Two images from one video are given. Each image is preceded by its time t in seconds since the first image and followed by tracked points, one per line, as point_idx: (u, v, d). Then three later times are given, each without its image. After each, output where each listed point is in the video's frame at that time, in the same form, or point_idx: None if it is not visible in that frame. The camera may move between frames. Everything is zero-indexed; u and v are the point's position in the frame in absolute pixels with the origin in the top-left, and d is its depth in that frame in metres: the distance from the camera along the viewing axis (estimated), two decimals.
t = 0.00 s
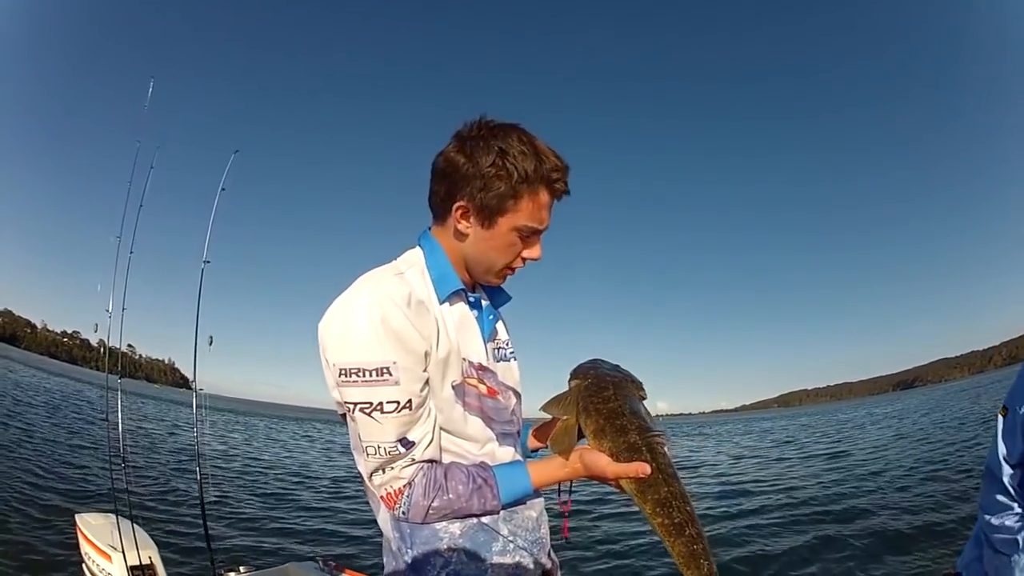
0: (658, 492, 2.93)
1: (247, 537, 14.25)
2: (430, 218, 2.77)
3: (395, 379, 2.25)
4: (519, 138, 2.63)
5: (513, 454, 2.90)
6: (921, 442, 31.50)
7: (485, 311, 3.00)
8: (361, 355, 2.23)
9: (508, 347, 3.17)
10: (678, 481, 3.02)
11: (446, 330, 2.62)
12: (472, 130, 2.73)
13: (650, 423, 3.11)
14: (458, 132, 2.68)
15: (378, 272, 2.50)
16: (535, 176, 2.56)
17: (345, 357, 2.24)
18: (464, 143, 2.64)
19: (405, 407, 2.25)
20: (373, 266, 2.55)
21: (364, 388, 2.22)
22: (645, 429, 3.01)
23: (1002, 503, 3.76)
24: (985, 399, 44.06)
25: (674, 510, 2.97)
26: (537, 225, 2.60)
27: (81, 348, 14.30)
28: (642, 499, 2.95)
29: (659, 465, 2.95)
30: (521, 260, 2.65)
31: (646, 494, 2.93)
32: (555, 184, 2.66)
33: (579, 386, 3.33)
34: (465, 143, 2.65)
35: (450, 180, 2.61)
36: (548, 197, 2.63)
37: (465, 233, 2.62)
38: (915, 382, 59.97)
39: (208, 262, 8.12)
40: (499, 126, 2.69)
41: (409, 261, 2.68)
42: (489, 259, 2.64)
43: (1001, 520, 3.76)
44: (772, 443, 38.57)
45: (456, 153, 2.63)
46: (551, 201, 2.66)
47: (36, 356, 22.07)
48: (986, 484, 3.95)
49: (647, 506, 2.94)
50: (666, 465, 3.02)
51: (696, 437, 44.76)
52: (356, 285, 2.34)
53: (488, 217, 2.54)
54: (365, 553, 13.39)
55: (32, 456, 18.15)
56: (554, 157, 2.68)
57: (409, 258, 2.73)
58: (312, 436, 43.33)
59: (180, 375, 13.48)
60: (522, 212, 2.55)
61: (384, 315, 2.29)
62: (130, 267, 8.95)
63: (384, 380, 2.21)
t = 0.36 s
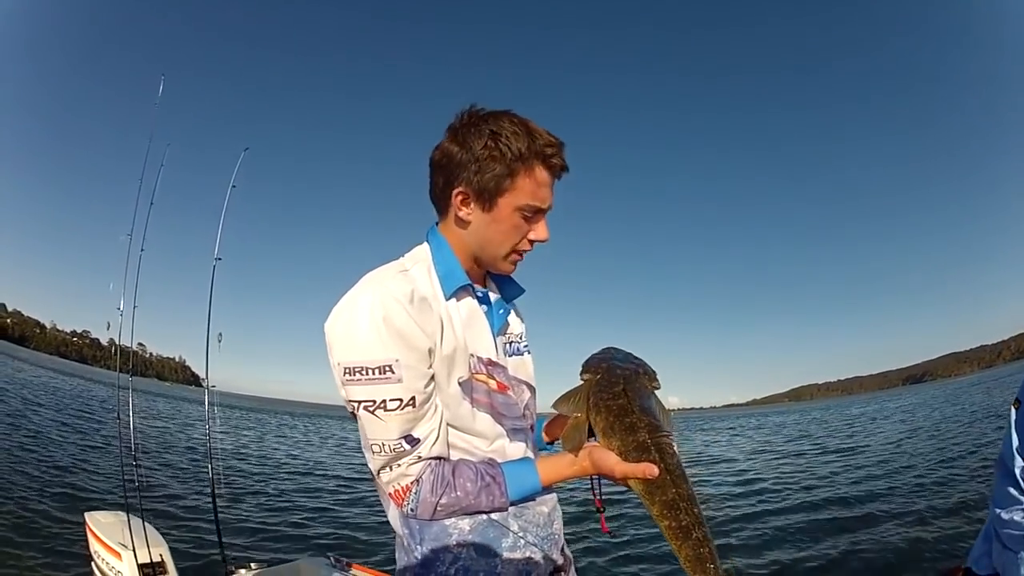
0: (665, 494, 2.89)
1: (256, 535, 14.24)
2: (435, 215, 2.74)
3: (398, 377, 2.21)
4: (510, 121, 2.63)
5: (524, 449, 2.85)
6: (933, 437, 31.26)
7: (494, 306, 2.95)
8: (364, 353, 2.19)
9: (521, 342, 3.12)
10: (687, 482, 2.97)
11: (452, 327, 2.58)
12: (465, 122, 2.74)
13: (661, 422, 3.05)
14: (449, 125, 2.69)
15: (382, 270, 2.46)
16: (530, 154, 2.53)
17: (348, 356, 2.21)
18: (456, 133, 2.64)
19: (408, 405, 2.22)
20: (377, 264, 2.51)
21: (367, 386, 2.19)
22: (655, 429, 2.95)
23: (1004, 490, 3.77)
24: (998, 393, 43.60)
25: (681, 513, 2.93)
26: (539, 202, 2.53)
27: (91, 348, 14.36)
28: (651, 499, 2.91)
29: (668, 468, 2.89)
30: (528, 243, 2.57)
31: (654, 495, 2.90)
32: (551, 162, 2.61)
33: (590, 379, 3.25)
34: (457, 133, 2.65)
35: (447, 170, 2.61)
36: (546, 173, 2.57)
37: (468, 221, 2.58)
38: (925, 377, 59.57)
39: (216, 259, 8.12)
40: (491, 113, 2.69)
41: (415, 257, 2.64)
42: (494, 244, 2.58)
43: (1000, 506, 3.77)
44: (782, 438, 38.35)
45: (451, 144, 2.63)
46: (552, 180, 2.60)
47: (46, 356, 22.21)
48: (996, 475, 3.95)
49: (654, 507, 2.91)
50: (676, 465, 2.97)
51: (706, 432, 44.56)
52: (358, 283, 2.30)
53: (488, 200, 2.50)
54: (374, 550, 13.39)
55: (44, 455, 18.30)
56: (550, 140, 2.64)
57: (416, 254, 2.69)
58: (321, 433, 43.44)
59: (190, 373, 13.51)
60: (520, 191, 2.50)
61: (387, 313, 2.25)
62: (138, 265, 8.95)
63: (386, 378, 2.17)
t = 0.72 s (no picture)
0: (651, 501, 2.89)
1: (253, 530, 14.19)
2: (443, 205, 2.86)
3: (388, 362, 2.17)
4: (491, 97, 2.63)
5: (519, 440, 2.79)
6: (932, 436, 31.20)
7: (494, 294, 2.91)
8: (354, 337, 2.16)
9: (523, 332, 3.07)
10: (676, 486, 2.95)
11: (446, 313, 2.54)
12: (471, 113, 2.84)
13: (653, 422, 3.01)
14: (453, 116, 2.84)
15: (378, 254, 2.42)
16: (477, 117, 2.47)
17: (340, 338, 2.17)
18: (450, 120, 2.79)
19: (397, 391, 2.18)
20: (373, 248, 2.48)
21: (358, 370, 2.15)
22: (647, 432, 2.92)
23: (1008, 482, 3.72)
24: (1000, 392, 43.46)
25: (666, 521, 2.91)
26: (491, 165, 2.41)
27: (89, 342, 14.28)
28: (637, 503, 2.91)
29: (656, 473, 2.87)
30: (485, 208, 2.44)
31: (640, 502, 2.89)
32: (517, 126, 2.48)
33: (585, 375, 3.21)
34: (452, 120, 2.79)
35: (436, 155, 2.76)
36: (505, 136, 2.45)
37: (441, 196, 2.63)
38: (925, 376, 59.52)
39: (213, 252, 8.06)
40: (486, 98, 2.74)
41: (410, 241, 2.61)
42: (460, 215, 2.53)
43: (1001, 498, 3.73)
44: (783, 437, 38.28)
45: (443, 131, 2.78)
46: (511, 142, 2.45)
47: (45, 351, 22.15)
48: (998, 469, 3.90)
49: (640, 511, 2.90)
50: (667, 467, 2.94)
51: (706, 430, 44.48)
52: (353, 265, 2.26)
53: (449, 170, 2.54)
54: (372, 546, 13.34)
55: (43, 450, 18.28)
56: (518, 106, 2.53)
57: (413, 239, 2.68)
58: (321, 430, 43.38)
59: (189, 369, 13.41)
60: (473, 156, 2.44)
61: (380, 297, 2.20)
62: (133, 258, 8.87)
63: (376, 363, 2.14)
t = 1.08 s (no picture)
0: (641, 509, 2.87)
1: (251, 535, 14.14)
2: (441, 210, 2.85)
3: (384, 367, 2.19)
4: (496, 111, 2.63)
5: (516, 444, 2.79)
6: (934, 445, 31.10)
7: (492, 302, 2.91)
8: (351, 342, 2.18)
9: (523, 338, 3.06)
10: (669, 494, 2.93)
11: (442, 320, 2.55)
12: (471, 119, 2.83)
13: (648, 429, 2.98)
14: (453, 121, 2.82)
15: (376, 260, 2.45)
16: (486, 134, 2.48)
17: (339, 344, 2.19)
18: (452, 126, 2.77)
19: (394, 396, 2.19)
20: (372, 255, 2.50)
21: (355, 375, 2.18)
22: (641, 438, 2.91)
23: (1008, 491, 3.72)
24: (1001, 401, 43.34)
25: (655, 530, 2.89)
26: (497, 184, 2.42)
27: (90, 344, 14.29)
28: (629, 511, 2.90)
29: (649, 481, 2.85)
30: (489, 225, 2.45)
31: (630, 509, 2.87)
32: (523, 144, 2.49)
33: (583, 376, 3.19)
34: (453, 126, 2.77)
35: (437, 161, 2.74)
36: (512, 154, 2.45)
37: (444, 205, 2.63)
38: (926, 385, 59.39)
39: (214, 255, 8.09)
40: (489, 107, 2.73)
41: (410, 248, 2.63)
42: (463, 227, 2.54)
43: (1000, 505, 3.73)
44: (782, 446, 38.18)
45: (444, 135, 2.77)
46: (519, 162, 2.46)
47: (46, 353, 22.15)
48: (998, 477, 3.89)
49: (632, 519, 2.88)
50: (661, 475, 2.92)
51: (706, 438, 44.37)
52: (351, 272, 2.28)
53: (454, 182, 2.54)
54: (370, 552, 13.29)
55: (41, 452, 18.25)
56: (526, 124, 2.54)
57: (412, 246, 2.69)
58: (320, 435, 43.30)
59: (189, 372, 13.41)
60: (480, 172, 2.45)
61: (378, 305, 2.22)
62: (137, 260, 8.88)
63: (372, 369, 2.15)
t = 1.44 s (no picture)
0: (660, 491, 2.92)
1: (257, 538, 14.20)
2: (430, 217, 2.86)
3: (389, 381, 2.24)
4: (495, 123, 2.65)
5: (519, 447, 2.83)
6: (938, 445, 31.09)
7: (491, 309, 2.96)
8: (353, 359, 2.24)
9: (523, 343, 3.09)
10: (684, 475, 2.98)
11: (443, 332, 2.60)
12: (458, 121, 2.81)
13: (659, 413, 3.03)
14: (441, 124, 2.79)
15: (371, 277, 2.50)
16: (502, 153, 2.50)
17: (340, 361, 2.25)
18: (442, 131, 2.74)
19: (400, 408, 2.24)
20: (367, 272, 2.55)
21: (359, 391, 2.24)
22: (652, 422, 2.94)
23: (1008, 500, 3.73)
24: (1005, 401, 43.28)
25: (674, 511, 2.94)
26: (513, 204, 2.49)
27: (96, 349, 14.36)
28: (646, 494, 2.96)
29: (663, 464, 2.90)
30: (504, 243, 2.54)
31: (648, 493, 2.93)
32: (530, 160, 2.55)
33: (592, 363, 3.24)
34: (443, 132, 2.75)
35: (430, 170, 2.73)
36: (524, 173, 2.52)
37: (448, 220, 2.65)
38: (930, 385, 59.38)
39: (218, 260, 8.14)
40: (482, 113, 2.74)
41: (406, 264, 2.67)
42: (473, 244, 2.60)
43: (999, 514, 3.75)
44: (786, 446, 38.14)
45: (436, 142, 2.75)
46: (533, 181, 2.55)
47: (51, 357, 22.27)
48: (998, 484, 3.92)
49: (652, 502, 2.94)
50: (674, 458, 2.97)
51: (710, 439, 44.34)
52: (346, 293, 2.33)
53: (462, 200, 2.56)
54: (374, 555, 13.34)
55: (46, 456, 18.31)
56: (538, 139, 2.59)
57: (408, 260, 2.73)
58: (323, 438, 43.33)
59: (196, 376, 13.48)
60: (492, 192, 2.50)
61: (375, 320, 2.27)
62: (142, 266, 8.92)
63: (377, 383, 2.21)
